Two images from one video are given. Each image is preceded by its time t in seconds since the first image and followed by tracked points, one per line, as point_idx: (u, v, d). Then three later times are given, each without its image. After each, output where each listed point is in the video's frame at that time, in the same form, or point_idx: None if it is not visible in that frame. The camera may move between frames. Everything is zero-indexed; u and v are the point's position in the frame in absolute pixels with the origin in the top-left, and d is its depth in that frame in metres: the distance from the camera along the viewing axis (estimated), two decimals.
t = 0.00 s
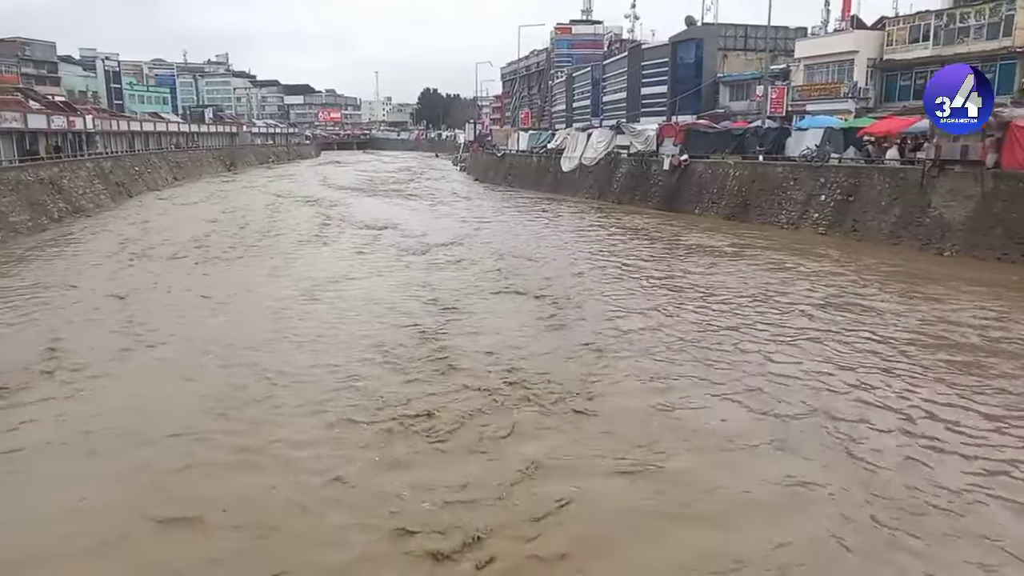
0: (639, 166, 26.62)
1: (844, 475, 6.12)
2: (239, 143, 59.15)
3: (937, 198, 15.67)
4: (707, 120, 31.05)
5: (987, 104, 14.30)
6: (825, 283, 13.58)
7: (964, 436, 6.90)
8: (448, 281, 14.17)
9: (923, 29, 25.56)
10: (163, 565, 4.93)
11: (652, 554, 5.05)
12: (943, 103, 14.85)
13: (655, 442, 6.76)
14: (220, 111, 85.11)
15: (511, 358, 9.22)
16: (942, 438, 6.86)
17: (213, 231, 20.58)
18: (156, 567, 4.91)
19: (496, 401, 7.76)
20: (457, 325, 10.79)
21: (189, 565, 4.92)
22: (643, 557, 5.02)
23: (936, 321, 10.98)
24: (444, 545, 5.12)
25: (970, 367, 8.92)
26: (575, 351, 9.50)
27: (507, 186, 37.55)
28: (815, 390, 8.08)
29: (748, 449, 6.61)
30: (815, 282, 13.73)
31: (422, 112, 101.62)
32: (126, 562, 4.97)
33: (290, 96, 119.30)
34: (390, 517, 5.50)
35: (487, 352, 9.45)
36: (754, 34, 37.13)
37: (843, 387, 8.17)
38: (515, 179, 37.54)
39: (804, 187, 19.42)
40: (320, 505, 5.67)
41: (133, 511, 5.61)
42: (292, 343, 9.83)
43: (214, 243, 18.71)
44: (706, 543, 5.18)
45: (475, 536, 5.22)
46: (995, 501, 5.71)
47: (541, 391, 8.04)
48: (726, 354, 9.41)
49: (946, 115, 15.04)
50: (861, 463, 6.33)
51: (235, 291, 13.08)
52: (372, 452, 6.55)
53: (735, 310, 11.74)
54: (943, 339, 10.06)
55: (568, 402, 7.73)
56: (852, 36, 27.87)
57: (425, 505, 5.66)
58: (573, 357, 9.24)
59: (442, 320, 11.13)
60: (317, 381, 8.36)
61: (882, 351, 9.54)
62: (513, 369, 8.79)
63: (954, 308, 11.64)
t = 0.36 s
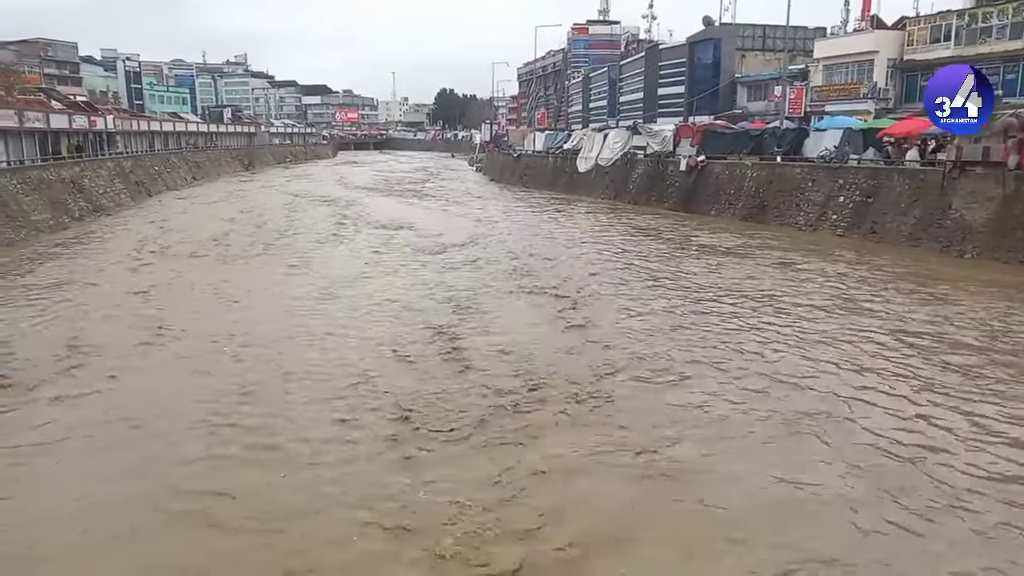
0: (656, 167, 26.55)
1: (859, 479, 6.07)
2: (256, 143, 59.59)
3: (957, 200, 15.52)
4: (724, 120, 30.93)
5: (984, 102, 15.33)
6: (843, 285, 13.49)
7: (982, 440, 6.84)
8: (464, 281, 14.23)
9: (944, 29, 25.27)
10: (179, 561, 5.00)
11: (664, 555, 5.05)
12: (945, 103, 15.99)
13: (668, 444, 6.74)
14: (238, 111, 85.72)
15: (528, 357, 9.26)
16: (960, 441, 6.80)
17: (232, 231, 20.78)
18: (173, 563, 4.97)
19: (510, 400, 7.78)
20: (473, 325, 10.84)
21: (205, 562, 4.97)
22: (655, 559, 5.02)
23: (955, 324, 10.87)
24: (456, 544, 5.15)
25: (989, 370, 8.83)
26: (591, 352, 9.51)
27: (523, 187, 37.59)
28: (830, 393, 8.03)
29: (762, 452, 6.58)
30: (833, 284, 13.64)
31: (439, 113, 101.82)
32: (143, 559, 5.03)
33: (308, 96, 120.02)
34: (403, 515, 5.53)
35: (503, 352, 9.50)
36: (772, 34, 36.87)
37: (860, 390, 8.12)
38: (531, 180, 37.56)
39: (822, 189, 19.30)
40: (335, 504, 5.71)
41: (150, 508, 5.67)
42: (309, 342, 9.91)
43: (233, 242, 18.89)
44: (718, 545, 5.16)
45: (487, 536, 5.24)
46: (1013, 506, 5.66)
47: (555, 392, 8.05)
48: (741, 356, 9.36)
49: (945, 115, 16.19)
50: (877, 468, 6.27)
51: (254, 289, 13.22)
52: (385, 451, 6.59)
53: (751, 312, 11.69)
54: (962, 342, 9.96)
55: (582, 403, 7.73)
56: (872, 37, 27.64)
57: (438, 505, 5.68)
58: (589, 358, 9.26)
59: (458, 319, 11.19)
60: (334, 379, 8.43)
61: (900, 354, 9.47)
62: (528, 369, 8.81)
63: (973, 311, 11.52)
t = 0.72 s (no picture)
0: (668, 170, 26.47)
1: (874, 488, 5.97)
2: (270, 146, 59.91)
3: (973, 205, 15.37)
4: (737, 124, 30.80)
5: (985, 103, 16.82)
6: (855, 290, 13.38)
7: (997, 448, 6.74)
8: (475, 284, 14.21)
9: (960, 33, 25.02)
10: (187, 563, 4.97)
11: (675, 563, 4.98)
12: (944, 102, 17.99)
13: (679, 449, 6.66)
14: (252, 114, 86.18)
15: (538, 360, 9.23)
16: (975, 450, 6.71)
17: (244, 233, 20.87)
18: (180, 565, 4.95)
19: (519, 404, 7.72)
20: (483, 328, 10.82)
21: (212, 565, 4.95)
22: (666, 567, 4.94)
23: (970, 330, 10.74)
24: (465, 549, 5.09)
25: (1005, 377, 8.71)
26: (601, 355, 9.47)
27: (534, 190, 37.56)
28: (843, 399, 7.92)
29: (775, 458, 6.49)
30: (846, 289, 13.53)
31: (451, 116, 101.96)
32: (150, 560, 5.00)
33: (321, 98, 120.56)
34: (411, 519, 5.48)
35: (512, 355, 9.46)
36: (786, 38, 36.66)
37: (873, 396, 8.02)
38: (542, 183, 37.54)
39: (836, 193, 19.18)
40: (342, 507, 5.67)
41: (157, 509, 5.65)
42: (318, 343, 9.92)
43: (245, 243, 18.96)
44: (731, 554, 5.07)
45: (496, 541, 5.19)
46: None
47: (564, 396, 7.99)
48: (752, 361, 9.28)
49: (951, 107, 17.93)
50: (893, 477, 6.16)
51: (265, 291, 13.25)
52: (393, 454, 6.56)
53: (763, 317, 11.60)
54: (977, 349, 9.83)
55: (591, 407, 7.67)
56: (886, 40, 27.46)
57: (446, 509, 5.62)
58: (599, 361, 9.21)
59: (468, 322, 11.17)
60: (343, 381, 8.42)
61: (913, 360, 9.36)
62: (537, 373, 8.76)
63: (990, 318, 11.36)
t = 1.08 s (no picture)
0: (681, 171, 26.38)
1: (892, 494, 5.89)
2: (284, 145, 60.21)
3: (990, 207, 15.23)
4: (751, 125, 30.67)
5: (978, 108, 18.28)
6: (870, 292, 13.28)
7: (1013, 453, 6.67)
8: (488, 283, 14.22)
9: (978, 32, 24.75)
10: (205, 561, 4.99)
11: (691, 568, 4.94)
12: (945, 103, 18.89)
13: (692, 453, 6.62)
14: (267, 113, 86.68)
15: (551, 361, 9.23)
16: (991, 454, 6.64)
17: (258, 231, 20.99)
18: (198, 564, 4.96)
19: (532, 404, 7.71)
20: (496, 327, 10.83)
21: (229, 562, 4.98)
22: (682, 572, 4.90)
23: (987, 333, 10.63)
24: (477, 550, 5.08)
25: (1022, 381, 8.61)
26: (614, 356, 9.45)
27: (547, 189, 37.54)
28: (859, 402, 7.86)
29: (792, 464, 6.42)
30: (860, 290, 13.44)
31: (464, 115, 102.07)
32: (166, 558, 5.02)
33: (334, 98, 121.06)
34: (427, 520, 5.48)
35: (525, 355, 9.46)
36: (801, 38, 36.43)
37: (888, 399, 7.97)
38: (555, 183, 37.50)
39: (851, 194, 19.06)
40: (357, 507, 5.68)
41: (174, 506, 5.68)
42: (332, 342, 9.96)
43: (260, 242, 19.08)
44: (745, 559, 5.04)
45: (510, 544, 5.16)
46: None
47: (578, 397, 7.98)
48: (766, 363, 9.22)
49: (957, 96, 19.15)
50: (911, 482, 6.09)
51: (279, 290, 13.33)
52: (405, 453, 6.58)
53: (778, 318, 11.55)
54: (993, 352, 9.74)
55: (605, 408, 7.63)
56: (903, 40, 27.28)
57: (460, 510, 5.62)
58: (613, 362, 9.19)
59: (481, 321, 11.19)
60: (356, 379, 8.45)
61: (929, 362, 9.28)
62: (550, 373, 8.75)
63: (1007, 320, 11.25)
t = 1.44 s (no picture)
0: (694, 169, 26.28)
1: (908, 497, 5.82)
2: (297, 144, 60.50)
3: (1007, 205, 15.08)
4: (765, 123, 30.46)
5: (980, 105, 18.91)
6: (885, 291, 13.18)
7: None
8: (500, 282, 14.23)
9: (996, 29, 24.41)
10: (215, 559, 4.99)
11: (705, 570, 4.90)
12: (945, 104, 19.34)
13: (705, 453, 6.58)
14: (280, 112, 87.08)
15: (563, 359, 9.23)
16: (1007, 455, 6.58)
17: (272, 230, 21.11)
18: (208, 562, 4.96)
19: (544, 403, 7.69)
20: (509, 325, 10.84)
21: (240, 560, 4.98)
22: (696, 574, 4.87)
23: (1004, 333, 10.52)
24: (491, 548, 5.10)
25: None
26: (626, 354, 9.44)
27: (559, 188, 37.48)
28: (875, 403, 7.78)
29: (806, 465, 6.36)
30: (875, 290, 13.35)
31: (477, 114, 102.08)
32: (177, 555, 5.04)
33: (347, 96, 121.43)
34: (438, 520, 5.47)
35: (538, 353, 9.47)
36: (815, 35, 36.15)
37: (904, 399, 7.90)
38: (567, 181, 37.44)
39: (866, 193, 18.93)
40: (368, 506, 5.67)
41: (185, 503, 5.70)
42: (346, 339, 10.01)
43: (273, 240, 19.18)
44: (758, 561, 5.00)
45: (520, 545, 5.14)
46: None
47: (590, 395, 7.95)
48: (780, 363, 9.16)
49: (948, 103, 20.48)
50: (925, 483, 6.04)
51: (293, 287, 13.40)
52: (419, 451, 6.60)
53: (791, 317, 11.48)
54: (1010, 352, 9.64)
55: (618, 408, 7.60)
56: (919, 38, 27.06)
57: (472, 510, 5.60)
58: (625, 360, 9.19)
59: (494, 319, 11.21)
60: (369, 377, 8.49)
61: (945, 362, 9.20)
62: (562, 372, 8.73)
63: None
